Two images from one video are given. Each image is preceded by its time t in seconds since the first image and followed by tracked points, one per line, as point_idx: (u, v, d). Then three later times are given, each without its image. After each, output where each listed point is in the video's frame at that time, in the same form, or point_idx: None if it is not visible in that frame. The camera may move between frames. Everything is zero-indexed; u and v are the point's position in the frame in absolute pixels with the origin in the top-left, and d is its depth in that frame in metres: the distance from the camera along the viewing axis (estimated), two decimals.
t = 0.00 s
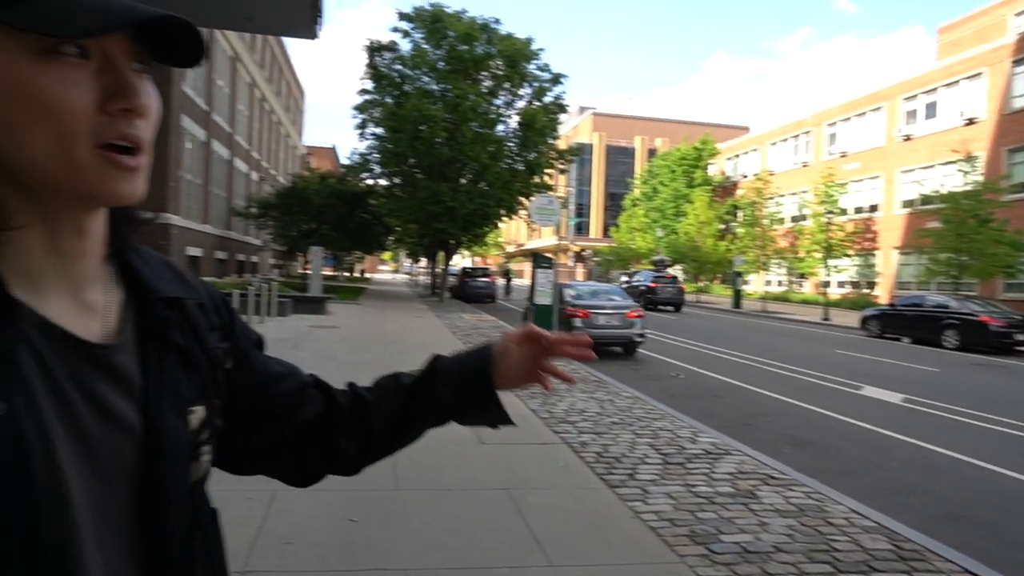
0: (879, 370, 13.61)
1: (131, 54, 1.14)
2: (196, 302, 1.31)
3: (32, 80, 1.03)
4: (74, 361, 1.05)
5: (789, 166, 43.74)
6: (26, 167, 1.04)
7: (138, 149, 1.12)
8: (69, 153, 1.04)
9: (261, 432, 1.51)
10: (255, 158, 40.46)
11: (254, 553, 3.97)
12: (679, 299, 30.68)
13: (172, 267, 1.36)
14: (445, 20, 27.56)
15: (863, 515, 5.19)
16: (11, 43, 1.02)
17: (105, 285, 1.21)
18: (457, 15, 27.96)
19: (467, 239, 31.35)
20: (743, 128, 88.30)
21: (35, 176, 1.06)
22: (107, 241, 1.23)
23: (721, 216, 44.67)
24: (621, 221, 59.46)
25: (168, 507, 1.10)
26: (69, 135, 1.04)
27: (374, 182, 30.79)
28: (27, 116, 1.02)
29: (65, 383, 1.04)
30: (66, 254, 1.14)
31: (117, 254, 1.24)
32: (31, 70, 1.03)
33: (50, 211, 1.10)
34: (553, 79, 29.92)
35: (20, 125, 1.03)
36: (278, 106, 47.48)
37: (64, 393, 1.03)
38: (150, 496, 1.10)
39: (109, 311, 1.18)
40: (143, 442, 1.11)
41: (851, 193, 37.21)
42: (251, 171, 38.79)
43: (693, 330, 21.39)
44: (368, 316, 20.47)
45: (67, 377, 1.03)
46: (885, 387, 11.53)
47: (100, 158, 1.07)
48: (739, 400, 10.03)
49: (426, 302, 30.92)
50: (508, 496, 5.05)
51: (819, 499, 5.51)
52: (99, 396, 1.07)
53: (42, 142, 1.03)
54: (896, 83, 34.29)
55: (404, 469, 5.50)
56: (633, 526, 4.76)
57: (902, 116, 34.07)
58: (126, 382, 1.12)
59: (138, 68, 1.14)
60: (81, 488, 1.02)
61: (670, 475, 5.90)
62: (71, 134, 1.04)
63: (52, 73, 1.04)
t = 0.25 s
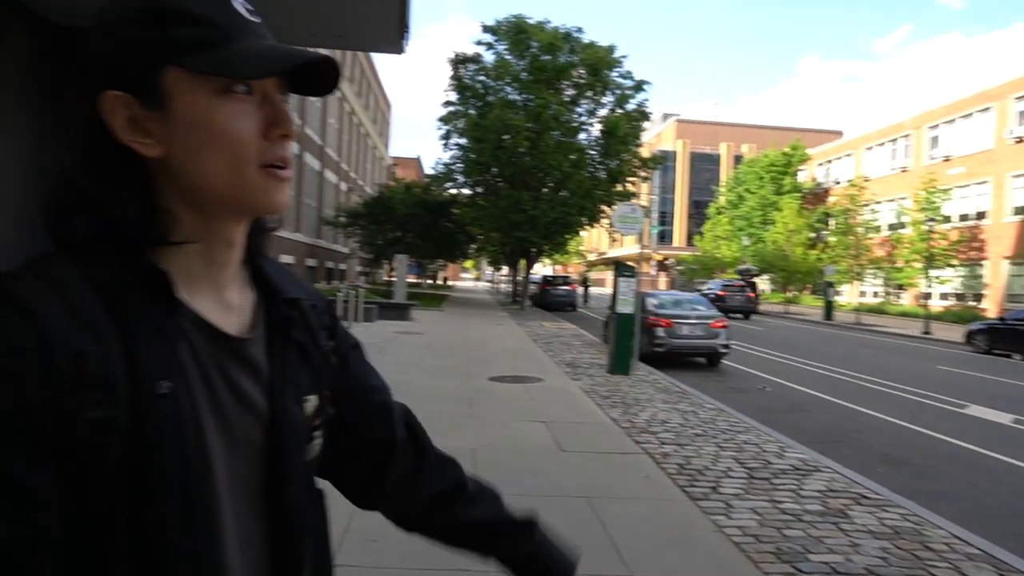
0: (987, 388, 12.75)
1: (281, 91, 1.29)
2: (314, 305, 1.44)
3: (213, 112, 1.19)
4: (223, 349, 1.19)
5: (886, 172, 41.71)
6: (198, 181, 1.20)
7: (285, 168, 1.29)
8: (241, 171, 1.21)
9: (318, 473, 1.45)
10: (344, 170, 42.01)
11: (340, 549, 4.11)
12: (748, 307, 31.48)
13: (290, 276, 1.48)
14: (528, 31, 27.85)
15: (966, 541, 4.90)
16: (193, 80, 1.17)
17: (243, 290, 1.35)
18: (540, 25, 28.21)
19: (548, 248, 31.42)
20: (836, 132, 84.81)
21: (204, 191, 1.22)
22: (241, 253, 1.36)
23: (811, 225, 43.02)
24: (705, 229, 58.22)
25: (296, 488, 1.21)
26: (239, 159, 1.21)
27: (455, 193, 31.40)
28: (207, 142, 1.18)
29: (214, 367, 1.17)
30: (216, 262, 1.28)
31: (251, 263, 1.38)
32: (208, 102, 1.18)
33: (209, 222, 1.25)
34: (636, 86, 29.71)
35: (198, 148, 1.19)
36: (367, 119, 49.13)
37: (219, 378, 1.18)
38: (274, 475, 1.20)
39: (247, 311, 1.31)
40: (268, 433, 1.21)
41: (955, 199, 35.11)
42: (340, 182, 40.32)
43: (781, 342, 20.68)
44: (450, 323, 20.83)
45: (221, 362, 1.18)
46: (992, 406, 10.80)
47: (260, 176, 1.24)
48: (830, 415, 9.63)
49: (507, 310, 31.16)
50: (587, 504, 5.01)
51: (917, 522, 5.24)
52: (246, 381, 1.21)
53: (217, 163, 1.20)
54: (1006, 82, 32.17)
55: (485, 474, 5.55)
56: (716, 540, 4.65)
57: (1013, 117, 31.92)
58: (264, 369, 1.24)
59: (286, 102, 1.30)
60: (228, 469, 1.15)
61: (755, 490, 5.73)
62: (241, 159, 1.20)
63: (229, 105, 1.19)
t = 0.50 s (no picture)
0: None
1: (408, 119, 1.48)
2: (422, 304, 1.65)
3: (355, 139, 1.39)
4: (358, 336, 1.42)
5: (1004, 173, 38.87)
6: (342, 197, 1.42)
7: (412, 182, 1.49)
8: (376, 188, 1.41)
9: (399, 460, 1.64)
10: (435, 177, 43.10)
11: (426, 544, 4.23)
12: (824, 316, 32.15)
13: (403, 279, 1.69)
14: (618, 35, 27.72)
15: None
16: (342, 114, 1.38)
17: (370, 287, 1.57)
18: (630, 30, 28.03)
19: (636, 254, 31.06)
20: (949, 131, 79.67)
21: (346, 205, 1.43)
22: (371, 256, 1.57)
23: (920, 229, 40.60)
24: (802, 235, 55.99)
25: (408, 454, 1.43)
26: (376, 178, 1.41)
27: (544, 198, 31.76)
28: (350, 165, 1.39)
29: (349, 349, 1.40)
30: (353, 262, 1.51)
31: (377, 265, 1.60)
32: (353, 130, 1.39)
33: (347, 232, 1.46)
34: (728, 88, 29.04)
35: (344, 168, 1.39)
36: (457, 127, 50.21)
37: (354, 358, 1.40)
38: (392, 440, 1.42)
39: (375, 306, 1.54)
40: (391, 406, 1.43)
41: None
42: (431, 189, 41.39)
43: (884, 354, 19.61)
44: (537, 328, 20.98)
45: (355, 345, 1.40)
46: None
47: (392, 191, 1.44)
48: (937, 432, 9.08)
49: (594, 316, 31.01)
50: (672, 513, 4.94)
51: None
52: (372, 362, 1.43)
53: (358, 182, 1.40)
54: None
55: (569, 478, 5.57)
56: (808, 555, 4.45)
57: None
58: (385, 354, 1.47)
59: (413, 126, 1.49)
60: (361, 431, 1.37)
61: (852, 507, 5.48)
62: (377, 178, 1.41)
63: (369, 132, 1.39)
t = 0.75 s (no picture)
0: None
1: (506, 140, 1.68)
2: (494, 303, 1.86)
3: (467, 155, 1.58)
4: (452, 326, 1.60)
5: None
6: (451, 206, 1.61)
7: (506, 195, 1.68)
8: (480, 201, 1.61)
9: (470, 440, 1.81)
10: (520, 183, 43.52)
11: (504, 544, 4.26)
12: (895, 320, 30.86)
13: (479, 280, 1.88)
14: (705, 36, 27.19)
15: None
16: (458, 133, 1.57)
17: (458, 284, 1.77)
18: (718, 29, 27.43)
19: (725, 259, 30.27)
20: None
21: (454, 212, 1.62)
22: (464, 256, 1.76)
23: None
24: (906, 237, 52.94)
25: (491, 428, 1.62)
26: (481, 192, 1.60)
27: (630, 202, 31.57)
28: (462, 178, 1.58)
29: (447, 338, 1.59)
30: (452, 261, 1.70)
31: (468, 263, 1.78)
32: (465, 149, 1.58)
33: (452, 236, 1.65)
34: (823, 85, 27.93)
35: (456, 182, 1.58)
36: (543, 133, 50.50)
37: (451, 345, 1.59)
38: (472, 418, 1.60)
39: (462, 305, 1.75)
40: (471, 388, 1.61)
41: None
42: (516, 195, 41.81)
43: (997, 365, 18.28)
44: (622, 334, 20.81)
45: (452, 333, 1.59)
46: None
47: (492, 203, 1.63)
48: None
49: (681, 322, 30.42)
50: (756, 523, 4.81)
51: None
52: (461, 348, 1.62)
53: (467, 194, 1.60)
54: None
55: (651, 484, 5.53)
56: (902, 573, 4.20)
57: None
58: (469, 343, 1.66)
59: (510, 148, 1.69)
60: (453, 409, 1.56)
61: (954, 525, 5.14)
62: (482, 190, 1.60)
63: (480, 152, 1.59)
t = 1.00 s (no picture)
0: None
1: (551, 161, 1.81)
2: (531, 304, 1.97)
3: (518, 172, 1.70)
4: (499, 322, 1.73)
5: None
6: (502, 217, 1.73)
7: (551, 210, 1.81)
8: (531, 213, 1.74)
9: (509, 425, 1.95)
10: (573, 184, 43.46)
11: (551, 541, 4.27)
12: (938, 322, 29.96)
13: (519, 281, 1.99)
14: (762, 32, 26.59)
15: None
16: (510, 153, 1.70)
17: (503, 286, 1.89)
18: (775, 25, 26.79)
19: (783, 260, 29.59)
20: None
21: (505, 223, 1.74)
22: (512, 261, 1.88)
23: None
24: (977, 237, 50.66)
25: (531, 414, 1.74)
26: (531, 205, 1.74)
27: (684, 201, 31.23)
28: (512, 194, 1.70)
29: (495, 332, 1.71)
30: (501, 264, 1.82)
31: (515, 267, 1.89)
32: (515, 167, 1.70)
33: (504, 243, 1.77)
34: (887, 80, 27.02)
35: (510, 196, 1.71)
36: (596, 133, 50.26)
37: (497, 340, 1.71)
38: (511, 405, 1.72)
39: (506, 303, 1.86)
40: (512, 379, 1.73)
41: None
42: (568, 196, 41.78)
43: None
44: (675, 336, 20.58)
45: (499, 330, 1.72)
46: None
47: (538, 216, 1.76)
48: None
49: (736, 323, 29.87)
50: (807, 528, 4.74)
51: None
52: (505, 344, 1.74)
53: (518, 208, 1.73)
54: None
55: (699, 486, 5.49)
56: None
57: None
58: (511, 339, 1.78)
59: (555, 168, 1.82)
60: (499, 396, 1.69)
61: (1020, 535, 4.90)
62: (531, 205, 1.73)
63: (529, 172, 1.72)
